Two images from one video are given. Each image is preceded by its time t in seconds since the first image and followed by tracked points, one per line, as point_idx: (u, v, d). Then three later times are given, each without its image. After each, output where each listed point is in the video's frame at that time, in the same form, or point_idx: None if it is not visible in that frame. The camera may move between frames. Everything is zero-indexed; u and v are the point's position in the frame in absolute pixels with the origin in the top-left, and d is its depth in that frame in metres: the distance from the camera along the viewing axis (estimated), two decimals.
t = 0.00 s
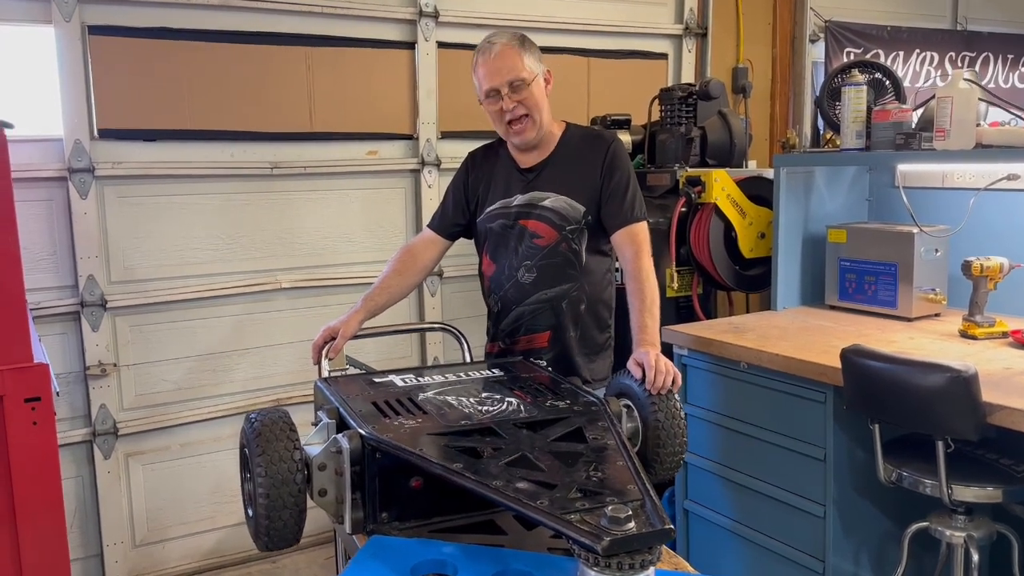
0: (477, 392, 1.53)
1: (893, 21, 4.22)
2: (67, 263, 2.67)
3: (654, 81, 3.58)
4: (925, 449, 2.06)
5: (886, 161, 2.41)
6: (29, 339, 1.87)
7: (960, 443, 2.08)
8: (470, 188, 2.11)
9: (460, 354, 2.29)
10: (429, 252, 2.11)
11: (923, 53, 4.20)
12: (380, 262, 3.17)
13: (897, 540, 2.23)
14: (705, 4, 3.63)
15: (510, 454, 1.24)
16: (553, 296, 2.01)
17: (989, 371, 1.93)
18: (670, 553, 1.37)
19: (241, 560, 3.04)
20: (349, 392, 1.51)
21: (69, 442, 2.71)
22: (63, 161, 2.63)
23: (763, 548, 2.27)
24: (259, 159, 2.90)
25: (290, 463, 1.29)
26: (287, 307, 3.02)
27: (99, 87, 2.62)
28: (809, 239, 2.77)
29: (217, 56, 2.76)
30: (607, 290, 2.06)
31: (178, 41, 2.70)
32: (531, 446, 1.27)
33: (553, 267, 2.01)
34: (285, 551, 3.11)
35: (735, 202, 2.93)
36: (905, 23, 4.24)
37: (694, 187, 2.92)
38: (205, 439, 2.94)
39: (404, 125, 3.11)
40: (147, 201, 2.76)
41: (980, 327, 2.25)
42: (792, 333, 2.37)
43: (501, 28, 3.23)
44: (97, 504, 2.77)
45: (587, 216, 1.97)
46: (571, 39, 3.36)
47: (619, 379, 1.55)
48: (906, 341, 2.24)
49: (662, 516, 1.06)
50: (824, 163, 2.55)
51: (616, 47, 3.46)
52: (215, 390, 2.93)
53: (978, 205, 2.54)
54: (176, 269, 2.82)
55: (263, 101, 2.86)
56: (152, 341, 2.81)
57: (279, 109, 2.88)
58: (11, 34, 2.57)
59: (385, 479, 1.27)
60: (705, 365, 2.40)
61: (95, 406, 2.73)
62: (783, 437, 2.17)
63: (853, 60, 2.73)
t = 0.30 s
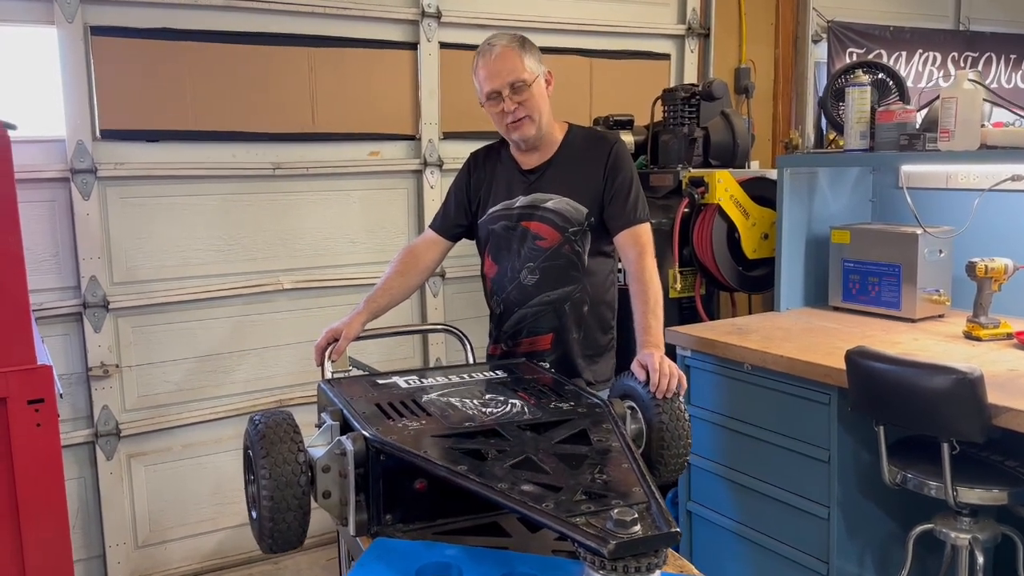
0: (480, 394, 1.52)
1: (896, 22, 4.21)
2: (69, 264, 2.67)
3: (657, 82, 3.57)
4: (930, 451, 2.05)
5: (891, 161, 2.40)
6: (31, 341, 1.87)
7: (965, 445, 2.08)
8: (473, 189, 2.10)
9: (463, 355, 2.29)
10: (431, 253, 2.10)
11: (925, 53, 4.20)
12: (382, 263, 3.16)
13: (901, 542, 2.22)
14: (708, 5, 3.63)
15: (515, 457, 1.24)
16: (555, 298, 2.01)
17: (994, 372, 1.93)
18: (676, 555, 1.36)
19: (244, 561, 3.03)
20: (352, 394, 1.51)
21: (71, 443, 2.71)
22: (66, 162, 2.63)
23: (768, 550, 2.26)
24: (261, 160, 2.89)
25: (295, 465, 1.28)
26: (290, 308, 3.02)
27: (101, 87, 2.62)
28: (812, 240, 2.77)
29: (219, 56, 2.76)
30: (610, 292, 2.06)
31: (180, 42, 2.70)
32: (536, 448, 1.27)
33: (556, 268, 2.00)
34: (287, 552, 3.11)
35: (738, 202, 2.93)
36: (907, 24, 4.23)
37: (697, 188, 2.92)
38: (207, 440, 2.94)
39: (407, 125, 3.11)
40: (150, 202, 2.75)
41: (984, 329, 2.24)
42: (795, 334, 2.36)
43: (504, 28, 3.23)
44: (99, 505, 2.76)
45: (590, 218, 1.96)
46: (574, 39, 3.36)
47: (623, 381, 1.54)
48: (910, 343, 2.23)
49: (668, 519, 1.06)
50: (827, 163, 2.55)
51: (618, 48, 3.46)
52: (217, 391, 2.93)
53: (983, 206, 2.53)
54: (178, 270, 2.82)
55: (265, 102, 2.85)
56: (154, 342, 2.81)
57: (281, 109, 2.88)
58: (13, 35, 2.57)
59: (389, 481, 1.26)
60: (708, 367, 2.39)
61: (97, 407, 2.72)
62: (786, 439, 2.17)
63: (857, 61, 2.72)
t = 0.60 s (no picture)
0: (482, 393, 1.51)
1: (899, 20, 4.20)
2: (70, 263, 2.67)
3: (659, 80, 3.57)
4: (933, 451, 2.04)
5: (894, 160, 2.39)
6: (32, 340, 1.87)
7: (969, 445, 2.07)
8: (475, 188, 2.10)
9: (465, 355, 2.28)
10: (434, 253, 2.09)
11: (928, 52, 4.19)
12: (384, 262, 3.16)
13: (905, 542, 2.22)
14: (710, 3, 3.62)
15: (518, 456, 1.23)
16: (556, 297, 2.00)
17: (998, 372, 1.92)
18: (679, 556, 1.36)
19: (245, 561, 3.03)
20: (354, 393, 1.50)
21: (73, 442, 2.70)
22: (67, 160, 2.62)
23: (771, 550, 2.26)
24: (262, 159, 2.89)
25: (297, 464, 1.28)
26: (292, 308, 3.01)
27: (102, 86, 2.62)
28: (815, 239, 2.76)
29: (221, 55, 2.75)
30: (611, 291, 2.05)
31: (181, 40, 2.69)
32: (539, 448, 1.26)
33: (557, 266, 2.00)
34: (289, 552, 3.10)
35: (741, 202, 2.92)
36: (910, 22, 4.22)
37: (700, 187, 2.91)
38: (209, 440, 2.94)
39: (408, 124, 3.10)
40: (151, 201, 2.75)
41: (988, 328, 2.23)
42: (799, 334, 2.35)
43: (506, 27, 3.22)
44: (101, 505, 2.76)
45: (591, 216, 1.95)
46: (576, 38, 3.35)
47: (626, 381, 1.53)
48: (914, 342, 2.22)
49: (672, 519, 1.05)
50: (831, 162, 2.54)
51: (620, 47, 3.45)
52: (218, 391, 2.92)
53: (987, 204, 2.52)
54: (179, 269, 2.82)
55: (266, 101, 2.85)
56: (155, 341, 2.80)
57: (283, 108, 2.87)
58: (14, 34, 2.56)
59: (391, 481, 1.26)
60: (711, 366, 2.39)
61: (98, 406, 2.72)
62: (788, 438, 2.16)
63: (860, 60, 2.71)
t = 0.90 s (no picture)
0: (482, 394, 1.51)
1: (899, 21, 4.20)
2: (70, 263, 2.67)
3: (659, 81, 3.57)
4: (934, 452, 2.05)
5: (895, 161, 2.39)
6: (32, 341, 1.87)
7: (970, 445, 2.07)
8: (475, 188, 2.10)
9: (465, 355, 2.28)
10: (434, 253, 2.09)
11: (928, 53, 4.19)
12: (384, 262, 3.16)
13: (905, 543, 2.22)
14: (710, 4, 3.62)
15: (518, 457, 1.23)
16: (555, 297, 2.00)
17: (998, 373, 1.92)
18: (680, 556, 1.36)
19: (246, 561, 3.03)
20: (354, 394, 1.50)
21: (73, 442, 2.70)
22: (67, 161, 2.62)
23: (772, 551, 2.26)
24: (263, 159, 2.89)
25: (297, 465, 1.28)
26: (292, 308, 3.01)
27: (103, 87, 2.62)
28: (815, 239, 2.76)
29: (221, 55, 2.75)
30: (611, 291, 2.04)
31: (181, 40, 2.69)
32: (539, 448, 1.26)
33: (556, 266, 2.00)
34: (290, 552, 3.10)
35: (741, 202, 2.92)
36: (911, 23, 4.22)
37: (700, 187, 2.91)
38: (209, 440, 2.94)
39: (408, 125, 3.10)
40: (152, 201, 2.75)
41: (989, 329, 2.23)
42: (799, 334, 2.35)
43: (506, 27, 3.23)
44: (101, 505, 2.76)
45: (591, 216, 1.95)
46: (577, 38, 3.35)
47: (626, 382, 1.53)
48: (915, 343, 2.22)
49: (673, 520, 1.05)
50: (830, 162, 2.53)
51: (620, 47, 3.45)
52: (219, 391, 2.92)
53: (987, 204, 2.52)
54: (180, 270, 2.82)
55: (267, 101, 2.85)
56: (156, 341, 2.80)
57: (283, 108, 2.88)
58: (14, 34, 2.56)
59: (391, 481, 1.26)
60: (711, 367, 2.39)
61: (99, 406, 2.72)
62: (789, 439, 2.16)
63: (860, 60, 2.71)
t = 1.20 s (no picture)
0: (482, 394, 1.52)
1: (898, 23, 4.21)
2: (71, 264, 2.67)
3: (659, 82, 3.57)
4: (933, 452, 2.05)
5: (894, 163, 2.40)
6: (34, 341, 1.88)
7: (969, 446, 2.07)
8: (476, 189, 2.10)
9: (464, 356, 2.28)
10: (435, 254, 2.10)
11: (928, 54, 4.19)
12: (384, 263, 3.16)
13: (904, 543, 2.22)
14: (710, 5, 3.62)
15: (517, 457, 1.23)
16: (556, 296, 2.01)
17: (997, 373, 1.93)
18: (679, 556, 1.36)
19: (246, 561, 3.03)
20: (355, 394, 1.50)
21: (73, 443, 2.71)
22: (68, 162, 2.63)
23: (771, 552, 2.26)
24: (264, 160, 2.89)
25: (297, 465, 1.28)
26: (293, 309, 3.02)
27: (104, 88, 2.62)
28: (815, 240, 2.77)
29: (222, 57, 2.76)
30: (611, 292, 2.05)
31: (182, 42, 2.70)
32: (538, 449, 1.26)
33: (557, 266, 2.00)
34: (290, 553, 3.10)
35: (741, 203, 2.92)
36: (910, 24, 4.23)
37: (700, 188, 2.92)
38: (210, 441, 2.94)
39: (408, 126, 3.11)
40: (153, 202, 2.76)
41: (987, 330, 2.24)
42: (799, 335, 2.36)
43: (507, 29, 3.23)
44: (101, 505, 2.76)
45: (592, 217, 1.96)
46: (576, 40, 3.36)
47: (626, 382, 1.54)
48: (914, 344, 2.23)
49: (671, 520, 1.06)
50: (829, 164, 2.54)
51: (620, 49, 3.46)
52: (219, 392, 2.93)
53: (986, 206, 2.53)
54: (180, 271, 2.82)
55: (266, 102, 2.85)
56: (156, 342, 2.81)
57: (284, 109, 2.88)
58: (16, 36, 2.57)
59: (392, 481, 1.26)
60: (711, 368, 2.39)
61: (99, 407, 2.73)
62: (789, 439, 2.17)
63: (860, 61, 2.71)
